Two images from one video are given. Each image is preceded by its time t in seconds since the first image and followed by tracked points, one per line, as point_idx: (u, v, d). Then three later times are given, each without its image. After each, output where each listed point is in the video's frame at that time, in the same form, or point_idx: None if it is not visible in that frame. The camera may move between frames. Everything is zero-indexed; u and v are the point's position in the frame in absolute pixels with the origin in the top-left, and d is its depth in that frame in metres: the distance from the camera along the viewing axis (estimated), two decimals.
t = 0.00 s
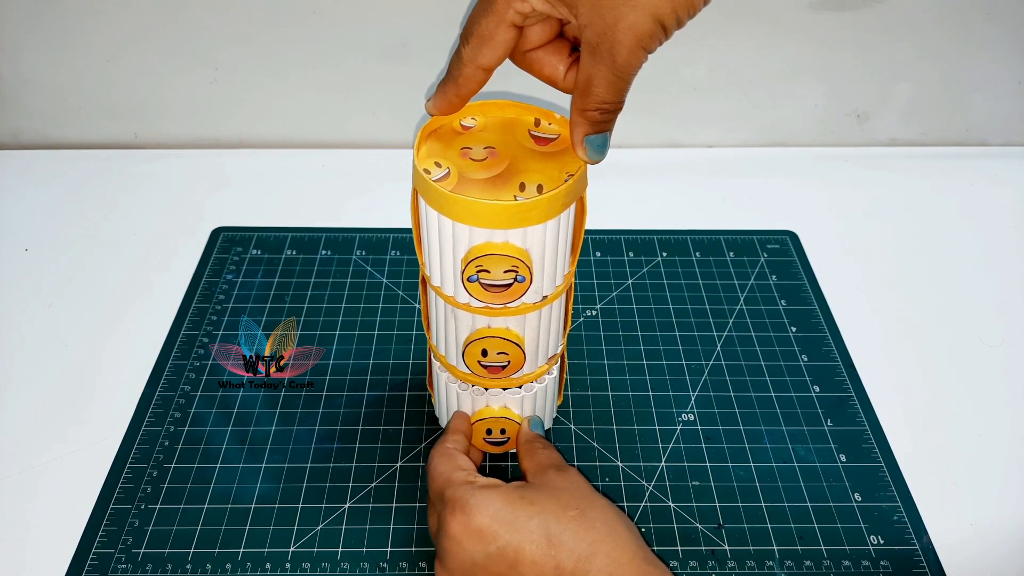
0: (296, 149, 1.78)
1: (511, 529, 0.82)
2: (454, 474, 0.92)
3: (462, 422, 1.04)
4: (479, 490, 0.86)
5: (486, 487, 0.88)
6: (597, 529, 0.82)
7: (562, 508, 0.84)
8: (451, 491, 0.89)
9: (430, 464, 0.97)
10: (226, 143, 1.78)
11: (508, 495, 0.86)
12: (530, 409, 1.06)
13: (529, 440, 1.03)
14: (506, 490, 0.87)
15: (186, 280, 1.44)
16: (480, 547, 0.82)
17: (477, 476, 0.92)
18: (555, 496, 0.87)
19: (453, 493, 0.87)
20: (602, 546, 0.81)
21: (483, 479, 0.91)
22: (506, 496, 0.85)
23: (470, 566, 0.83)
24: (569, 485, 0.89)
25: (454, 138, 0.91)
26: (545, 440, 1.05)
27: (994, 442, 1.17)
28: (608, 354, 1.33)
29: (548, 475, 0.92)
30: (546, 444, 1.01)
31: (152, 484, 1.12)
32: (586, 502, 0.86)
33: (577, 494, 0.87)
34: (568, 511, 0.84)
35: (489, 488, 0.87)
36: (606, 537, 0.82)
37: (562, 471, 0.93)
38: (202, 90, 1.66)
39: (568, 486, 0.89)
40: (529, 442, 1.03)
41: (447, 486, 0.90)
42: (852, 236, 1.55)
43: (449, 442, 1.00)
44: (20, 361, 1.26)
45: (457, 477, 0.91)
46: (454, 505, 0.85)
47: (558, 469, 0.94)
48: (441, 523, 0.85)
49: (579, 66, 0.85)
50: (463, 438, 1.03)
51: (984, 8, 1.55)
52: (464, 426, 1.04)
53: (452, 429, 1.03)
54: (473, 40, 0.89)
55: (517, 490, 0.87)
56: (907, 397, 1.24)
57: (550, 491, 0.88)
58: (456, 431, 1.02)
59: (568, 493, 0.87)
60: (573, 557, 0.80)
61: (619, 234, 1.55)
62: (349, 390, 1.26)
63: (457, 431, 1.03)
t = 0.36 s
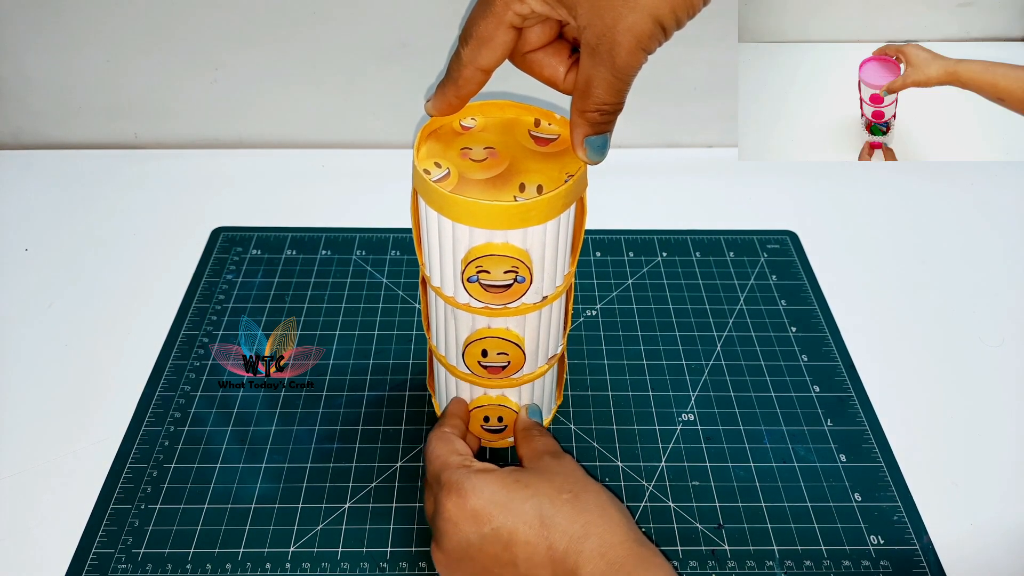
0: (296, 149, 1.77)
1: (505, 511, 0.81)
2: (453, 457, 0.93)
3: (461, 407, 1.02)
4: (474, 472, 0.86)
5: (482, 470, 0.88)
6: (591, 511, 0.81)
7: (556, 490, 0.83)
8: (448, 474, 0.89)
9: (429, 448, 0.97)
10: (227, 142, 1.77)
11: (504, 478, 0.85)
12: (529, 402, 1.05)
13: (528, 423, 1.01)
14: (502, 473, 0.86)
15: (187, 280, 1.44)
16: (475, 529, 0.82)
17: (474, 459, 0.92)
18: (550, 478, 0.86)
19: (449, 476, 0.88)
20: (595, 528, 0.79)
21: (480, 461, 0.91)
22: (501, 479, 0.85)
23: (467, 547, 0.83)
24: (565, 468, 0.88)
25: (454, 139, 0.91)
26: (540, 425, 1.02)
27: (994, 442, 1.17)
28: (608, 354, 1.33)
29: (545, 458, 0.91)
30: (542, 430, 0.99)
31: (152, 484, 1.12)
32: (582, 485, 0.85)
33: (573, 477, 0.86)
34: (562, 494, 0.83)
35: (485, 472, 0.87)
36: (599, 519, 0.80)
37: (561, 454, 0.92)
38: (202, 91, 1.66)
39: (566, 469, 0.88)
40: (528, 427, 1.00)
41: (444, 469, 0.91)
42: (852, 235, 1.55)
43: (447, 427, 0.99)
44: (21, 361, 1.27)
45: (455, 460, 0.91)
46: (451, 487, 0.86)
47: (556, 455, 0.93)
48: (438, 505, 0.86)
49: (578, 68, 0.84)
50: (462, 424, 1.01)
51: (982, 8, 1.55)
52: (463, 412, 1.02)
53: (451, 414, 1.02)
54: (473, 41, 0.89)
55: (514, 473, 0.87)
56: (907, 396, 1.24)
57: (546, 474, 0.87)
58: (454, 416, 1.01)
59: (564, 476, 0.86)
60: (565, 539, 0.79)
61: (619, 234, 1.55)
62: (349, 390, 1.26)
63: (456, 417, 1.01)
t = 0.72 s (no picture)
0: (296, 149, 1.77)
1: (512, 492, 0.80)
2: (455, 420, 0.89)
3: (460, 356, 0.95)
4: (482, 444, 0.84)
5: (490, 441, 0.85)
6: (603, 496, 0.81)
7: (567, 470, 0.82)
8: (452, 442, 0.86)
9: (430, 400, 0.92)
10: (227, 142, 1.77)
11: (511, 453, 0.83)
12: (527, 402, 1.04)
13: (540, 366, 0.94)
14: (511, 446, 0.84)
15: (187, 280, 1.44)
16: (480, 507, 0.81)
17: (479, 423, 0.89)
18: (559, 454, 0.84)
19: (455, 445, 0.85)
20: (606, 515, 0.80)
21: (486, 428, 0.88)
22: (511, 454, 0.83)
23: (467, 524, 0.83)
24: (576, 441, 0.86)
25: (454, 137, 0.90)
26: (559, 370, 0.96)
27: (994, 442, 1.17)
28: (608, 354, 1.33)
29: (555, 425, 0.88)
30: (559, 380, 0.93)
31: (152, 484, 1.12)
32: (593, 463, 0.84)
33: (585, 453, 0.85)
34: (575, 476, 0.82)
35: (491, 444, 0.84)
36: (611, 506, 0.81)
37: (573, 420, 0.89)
38: (202, 91, 1.67)
39: (576, 443, 0.86)
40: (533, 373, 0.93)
41: (448, 435, 0.87)
42: (853, 235, 1.55)
43: (449, 379, 0.93)
44: (21, 361, 1.27)
45: (460, 426, 0.88)
46: (456, 459, 0.83)
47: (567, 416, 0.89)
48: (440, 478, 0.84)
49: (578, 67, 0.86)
50: (460, 371, 0.94)
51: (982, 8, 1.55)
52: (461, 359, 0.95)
53: (449, 360, 0.94)
54: (474, 38, 0.91)
55: (521, 447, 0.84)
56: (907, 396, 1.24)
57: (554, 448, 0.85)
58: (453, 364, 0.94)
59: (574, 452, 0.85)
60: (575, 525, 0.80)
61: (619, 234, 1.55)
62: (349, 390, 1.26)
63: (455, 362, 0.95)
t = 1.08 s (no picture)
0: (296, 149, 1.77)
1: (517, 493, 0.80)
2: (458, 421, 0.89)
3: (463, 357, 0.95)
4: (486, 445, 0.83)
5: (494, 441, 0.85)
6: (610, 499, 0.81)
7: (573, 472, 0.82)
8: (455, 442, 0.86)
9: (431, 401, 0.92)
10: (226, 142, 1.77)
11: (516, 454, 0.83)
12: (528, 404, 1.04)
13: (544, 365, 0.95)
14: (515, 448, 0.84)
15: (187, 280, 1.44)
16: (483, 509, 0.81)
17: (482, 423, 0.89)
18: (565, 456, 0.84)
19: (458, 445, 0.84)
20: (612, 518, 0.80)
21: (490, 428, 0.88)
22: (515, 455, 0.83)
23: (470, 525, 0.82)
24: (581, 442, 0.86)
25: (454, 140, 0.90)
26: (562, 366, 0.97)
27: (994, 442, 1.17)
28: (608, 354, 1.33)
29: (560, 426, 0.88)
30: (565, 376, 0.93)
31: (152, 484, 1.12)
32: (599, 466, 0.84)
33: (591, 455, 0.85)
34: (580, 478, 0.82)
35: (495, 445, 0.84)
36: (618, 509, 0.81)
37: (577, 422, 0.89)
38: (202, 91, 1.66)
39: (581, 444, 0.86)
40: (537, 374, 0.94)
41: (451, 436, 0.87)
42: (853, 235, 1.55)
43: (451, 380, 0.92)
44: (21, 362, 1.27)
45: (462, 426, 0.88)
46: (460, 459, 0.83)
47: (572, 417, 0.90)
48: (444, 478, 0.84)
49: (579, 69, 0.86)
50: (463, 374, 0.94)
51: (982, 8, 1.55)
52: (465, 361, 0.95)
53: (452, 362, 0.94)
54: (476, 41, 0.91)
55: (526, 448, 0.84)
56: (907, 396, 1.24)
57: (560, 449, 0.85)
58: (456, 367, 0.94)
59: (580, 454, 0.85)
60: (581, 528, 0.80)
61: (619, 234, 1.55)
62: (349, 390, 1.26)
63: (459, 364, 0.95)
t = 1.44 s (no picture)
0: (296, 149, 1.77)
1: (518, 547, 0.79)
2: (454, 471, 0.89)
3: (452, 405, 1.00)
4: (484, 497, 0.83)
5: (492, 493, 0.85)
6: (616, 552, 0.80)
7: (577, 524, 0.81)
8: (453, 493, 0.86)
9: (427, 451, 0.93)
10: (226, 143, 1.77)
11: (516, 505, 0.82)
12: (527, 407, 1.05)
13: (541, 413, 0.97)
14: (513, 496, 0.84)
15: (187, 280, 1.44)
16: (483, 564, 0.80)
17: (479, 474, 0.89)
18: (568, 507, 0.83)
19: (456, 497, 0.85)
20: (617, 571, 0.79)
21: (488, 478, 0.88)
22: (515, 506, 0.82)
23: None
24: (584, 490, 0.86)
25: (454, 138, 0.91)
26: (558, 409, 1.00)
27: (994, 442, 1.17)
28: (608, 354, 1.33)
29: (562, 470, 0.88)
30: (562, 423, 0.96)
31: (152, 484, 1.12)
32: (603, 514, 0.83)
33: (594, 503, 0.84)
34: (584, 529, 0.81)
35: (493, 497, 0.84)
36: (626, 564, 0.80)
37: (579, 467, 0.89)
38: (201, 90, 1.66)
39: (585, 492, 0.85)
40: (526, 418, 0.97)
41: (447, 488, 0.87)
42: (852, 235, 1.54)
43: (438, 427, 0.96)
44: (21, 362, 1.27)
45: (460, 478, 0.88)
46: (458, 512, 0.83)
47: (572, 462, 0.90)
48: (442, 531, 0.84)
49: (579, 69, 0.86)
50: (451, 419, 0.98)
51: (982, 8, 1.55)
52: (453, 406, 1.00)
53: (439, 409, 0.99)
54: (476, 41, 0.91)
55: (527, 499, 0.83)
56: (907, 397, 1.24)
57: (562, 499, 0.84)
58: (444, 412, 0.98)
59: (584, 504, 0.84)
60: None
61: (619, 234, 1.55)
62: (349, 390, 1.26)
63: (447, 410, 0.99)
